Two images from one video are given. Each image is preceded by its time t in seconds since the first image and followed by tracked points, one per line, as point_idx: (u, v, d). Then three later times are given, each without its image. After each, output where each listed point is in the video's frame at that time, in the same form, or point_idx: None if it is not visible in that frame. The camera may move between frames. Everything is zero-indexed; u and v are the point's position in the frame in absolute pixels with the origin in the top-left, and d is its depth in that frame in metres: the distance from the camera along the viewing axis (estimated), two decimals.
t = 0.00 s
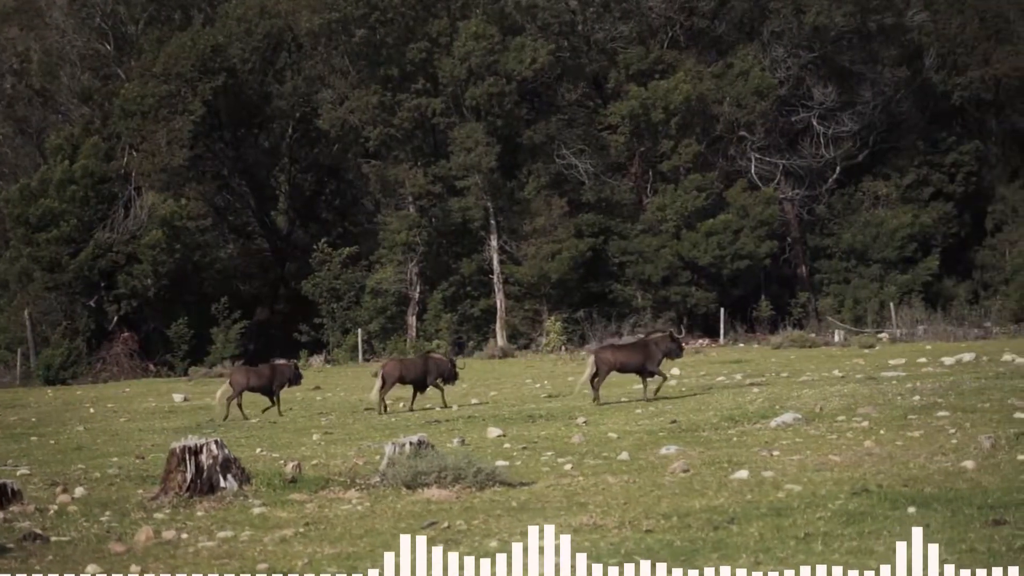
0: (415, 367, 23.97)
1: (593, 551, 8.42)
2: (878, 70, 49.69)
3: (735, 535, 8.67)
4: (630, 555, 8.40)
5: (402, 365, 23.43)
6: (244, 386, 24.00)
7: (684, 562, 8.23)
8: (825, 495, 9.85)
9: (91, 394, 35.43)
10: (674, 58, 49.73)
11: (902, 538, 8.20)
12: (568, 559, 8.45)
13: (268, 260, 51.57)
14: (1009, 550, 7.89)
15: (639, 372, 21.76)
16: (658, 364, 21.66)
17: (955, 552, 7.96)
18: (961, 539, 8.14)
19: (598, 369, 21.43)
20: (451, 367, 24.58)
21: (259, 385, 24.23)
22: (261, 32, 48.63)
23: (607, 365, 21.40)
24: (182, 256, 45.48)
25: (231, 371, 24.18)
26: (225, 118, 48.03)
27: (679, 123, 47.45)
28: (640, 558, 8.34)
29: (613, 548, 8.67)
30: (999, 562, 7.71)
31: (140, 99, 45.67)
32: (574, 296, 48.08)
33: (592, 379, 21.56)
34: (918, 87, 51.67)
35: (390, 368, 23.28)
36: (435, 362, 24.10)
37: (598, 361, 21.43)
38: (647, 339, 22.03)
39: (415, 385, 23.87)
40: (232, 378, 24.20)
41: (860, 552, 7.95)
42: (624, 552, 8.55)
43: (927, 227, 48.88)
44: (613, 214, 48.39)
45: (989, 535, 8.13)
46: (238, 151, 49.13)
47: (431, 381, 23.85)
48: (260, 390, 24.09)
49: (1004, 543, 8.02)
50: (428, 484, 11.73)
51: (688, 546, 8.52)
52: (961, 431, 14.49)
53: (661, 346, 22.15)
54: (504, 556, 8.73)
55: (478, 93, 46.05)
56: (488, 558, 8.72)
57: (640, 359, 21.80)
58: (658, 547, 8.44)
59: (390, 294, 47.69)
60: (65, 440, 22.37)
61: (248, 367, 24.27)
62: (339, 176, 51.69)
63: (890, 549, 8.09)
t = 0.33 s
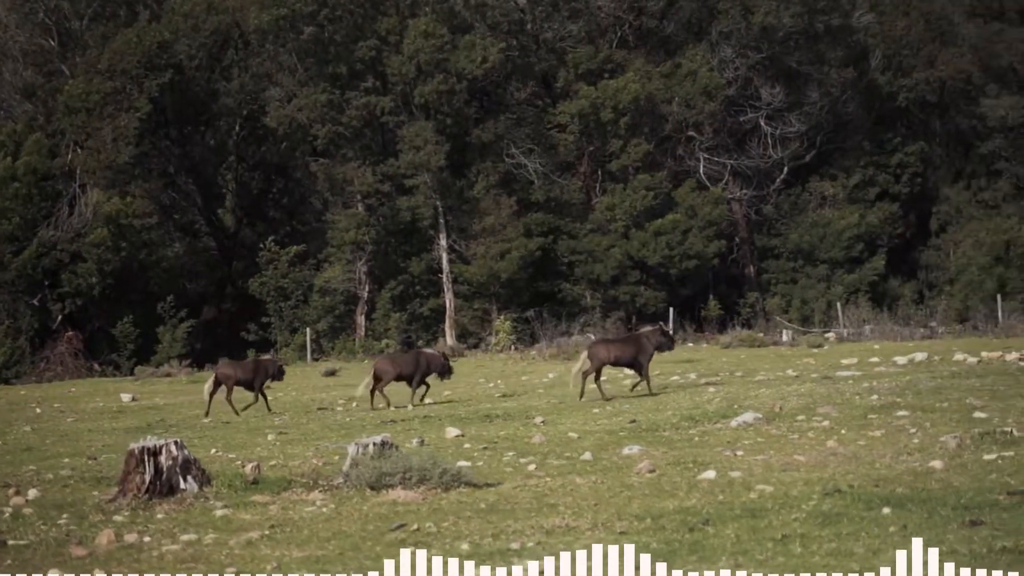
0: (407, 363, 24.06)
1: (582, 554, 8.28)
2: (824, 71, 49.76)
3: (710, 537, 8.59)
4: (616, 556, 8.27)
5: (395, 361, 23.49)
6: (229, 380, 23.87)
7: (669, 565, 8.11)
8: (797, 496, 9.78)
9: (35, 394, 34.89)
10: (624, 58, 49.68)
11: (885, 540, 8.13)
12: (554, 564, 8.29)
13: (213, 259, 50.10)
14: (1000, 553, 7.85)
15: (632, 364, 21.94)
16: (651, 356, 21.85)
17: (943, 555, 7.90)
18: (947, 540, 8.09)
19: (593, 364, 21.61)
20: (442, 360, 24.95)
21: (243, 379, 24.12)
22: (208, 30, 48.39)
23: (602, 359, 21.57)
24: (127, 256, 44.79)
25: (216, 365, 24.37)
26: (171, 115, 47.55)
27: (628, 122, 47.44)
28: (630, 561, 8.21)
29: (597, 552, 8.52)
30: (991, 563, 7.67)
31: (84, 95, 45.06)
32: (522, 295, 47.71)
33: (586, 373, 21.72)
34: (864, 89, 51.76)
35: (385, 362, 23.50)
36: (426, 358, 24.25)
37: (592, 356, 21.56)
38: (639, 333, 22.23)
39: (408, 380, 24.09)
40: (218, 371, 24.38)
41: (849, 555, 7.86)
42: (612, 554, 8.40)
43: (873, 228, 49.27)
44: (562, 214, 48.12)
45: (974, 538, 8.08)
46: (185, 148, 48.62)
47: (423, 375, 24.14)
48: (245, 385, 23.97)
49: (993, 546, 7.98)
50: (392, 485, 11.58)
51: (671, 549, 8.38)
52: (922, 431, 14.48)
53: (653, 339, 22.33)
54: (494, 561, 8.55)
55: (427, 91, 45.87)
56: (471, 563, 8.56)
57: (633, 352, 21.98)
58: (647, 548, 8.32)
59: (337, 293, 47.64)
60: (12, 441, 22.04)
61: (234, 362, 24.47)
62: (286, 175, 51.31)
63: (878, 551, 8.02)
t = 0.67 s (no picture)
0: (403, 358, 24.75)
1: (567, 559, 8.17)
2: (778, 70, 49.95)
3: (692, 536, 8.50)
4: (601, 558, 8.15)
5: (392, 356, 24.18)
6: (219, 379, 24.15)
7: (658, 571, 8.03)
8: (777, 495, 9.64)
9: None
10: (578, 55, 49.55)
11: (871, 535, 8.20)
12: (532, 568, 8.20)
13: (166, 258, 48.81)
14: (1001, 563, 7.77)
15: (624, 356, 22.36)
16: (644, 349, 22.27)
17: (942, 563, 7.82)
18: (939, 543, 8.03)
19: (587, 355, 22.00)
20: (441, 357, 25.56)
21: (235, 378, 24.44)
22: (160, 26, 47.25)
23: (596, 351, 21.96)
24: (78, 253, 43.74)
25: (207, 363, 24.21)
26: (124, 112, 47.13)
27: (583, 120, 47.34)
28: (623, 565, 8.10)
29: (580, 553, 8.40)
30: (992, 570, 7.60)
31: (35, 91, 44.34)
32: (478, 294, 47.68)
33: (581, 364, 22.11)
34: (817, 87, 51.84)
35: (381, 358, 24.11)
36: (425, 354, 24.89)
37: (589, 346, 21.97)
38: (632, 324, 22.61)
39: (407, 376, 24.69)
40: (207, 368, 24.20)
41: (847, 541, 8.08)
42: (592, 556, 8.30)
43: (826, 226, 49.63)
44: (517, 212, 48.22)
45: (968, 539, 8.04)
46: (136, 145, 47.65)
47: (422, 371, 24.74)
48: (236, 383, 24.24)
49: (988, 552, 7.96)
50: (364, 485, 11.42)
51: (657, 545, 8.27)
52: (891, 429, 14.42)
53: (645, 332, 22.74)
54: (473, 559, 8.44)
55: (381, 88, 45.60)
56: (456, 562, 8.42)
57: (625, 344, 22.38)
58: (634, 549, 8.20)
59: (291, 292, 47.12)
60: None
61: (224, 360, 24.30)
62: (239, 172, 50.24)
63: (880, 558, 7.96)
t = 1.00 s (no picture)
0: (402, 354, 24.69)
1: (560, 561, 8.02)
2: (737, 68, 49.69)
3: (684, 536, 8.36)
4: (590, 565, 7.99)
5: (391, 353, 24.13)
6: (214, 380, 23.87)
7: None
8: (766, 495, 9.51)
9: None
10: (538, 53, 49.32)
11: (868, 536, 8.03)
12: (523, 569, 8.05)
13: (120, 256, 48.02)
14: (1002, 564, 7.62)
15: (622, 353, 22.47)
16: (640, 345, 22.41)
17: (942, 566, 7.68)
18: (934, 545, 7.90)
19: (585, 353, 22.12)
20: (440, 350, 25.50)
21: (230, 378, 24.17)
22: (115, 22, 46.64)
23: (593, 348, 22.10)
24: (31, 252, 42.99)
25: (200, 364, 24.03)
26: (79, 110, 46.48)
27: (542, 118, 47.18)
28: (616, 567, 7.94)
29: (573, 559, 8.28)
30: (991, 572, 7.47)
31: None
32: (437, 292, 47.45)
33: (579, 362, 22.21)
34: (776, 85, 51.80)
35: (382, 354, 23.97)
36: (423, 348, 24.81)
37: (583, 345, 22.07)
38: (627, 322, 22.78)
39: (406, 371, 24.59)
40: (201, 370, 24.02)
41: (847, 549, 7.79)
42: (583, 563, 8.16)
43: (785, 224, 49.55)
44: (476, 211, 48.25)
45: (965, 545, 7.71)
46: (90, 143, 46.78)
47: (422, 366, 24.66)
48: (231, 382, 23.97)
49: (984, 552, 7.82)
50: (337, 485, 11.22)
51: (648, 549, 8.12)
52: (866, 427, 14.34)
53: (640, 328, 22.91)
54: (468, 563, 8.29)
55: (340, 85, 45.29)
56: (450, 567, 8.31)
57: (622, 341, 22.52)
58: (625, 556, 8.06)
59: (249, 289, 46.47)
60: None
61: (218, 361, 24.13)
62: (196, 170, 49.65)
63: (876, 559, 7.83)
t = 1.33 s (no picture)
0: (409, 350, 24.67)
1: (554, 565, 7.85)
2: (698, 67, 50.00)
3: (678, 540, 8.20)
4: (590, 569, 7.84)
5: (399, 351, 24.05)
6: (216, 376, 23.66)
7: None
8: (756, 496, 9.39)
9: None
10: (500, 52, 49.13)
11: (869, 540, 7.84)
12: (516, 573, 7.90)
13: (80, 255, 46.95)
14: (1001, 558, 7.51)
15: (619, 350, 22.64)
16: (637, 341, 22.54)
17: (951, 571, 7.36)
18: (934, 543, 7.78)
19: (581, 350, 22.34)
20: (445, 348, 25.55)
21: (231, 374, 23.97)
22: (75, 18, 46.23)
23: (590, 345, 22.29)
24: None
25: (200, 361, 23.80)
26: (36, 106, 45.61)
27: (505, 117, 47.03)
28: (621, 571, 7.81)
29: (575, 556, 8.11)
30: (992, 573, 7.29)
31: None
32: (399, 291, 47.22)
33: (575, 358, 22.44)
34: (738, 85, 51.79)
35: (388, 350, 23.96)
36: (430, 345, 24.85)
37: (579, 344, 22.32)
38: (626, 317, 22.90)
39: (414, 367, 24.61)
40: (201, 366, 23.80)
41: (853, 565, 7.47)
42: (586, 563, 7.98)
43: (746, 223, 49.57)
44: (439, 210, 48.00)
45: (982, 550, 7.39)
46: (49, 140, 46.35)
47: (429, 362, 24.70)
48: (233, 379, 23.76)
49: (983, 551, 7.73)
50: (318, 488, 11.03)
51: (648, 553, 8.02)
52: (845, 428, 14.25)
53: (638, 324, 23.05)
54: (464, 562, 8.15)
55: (303, 85, 45.03)
56: (448, 567, 8.16)
57: (620, 337, 22.66)
58: (631, 554, 7.93)
59: (209, 289, 45.99)
60: None
61: (217, 358, 23.88)
62: (155, 169, 48.89)
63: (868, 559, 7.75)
